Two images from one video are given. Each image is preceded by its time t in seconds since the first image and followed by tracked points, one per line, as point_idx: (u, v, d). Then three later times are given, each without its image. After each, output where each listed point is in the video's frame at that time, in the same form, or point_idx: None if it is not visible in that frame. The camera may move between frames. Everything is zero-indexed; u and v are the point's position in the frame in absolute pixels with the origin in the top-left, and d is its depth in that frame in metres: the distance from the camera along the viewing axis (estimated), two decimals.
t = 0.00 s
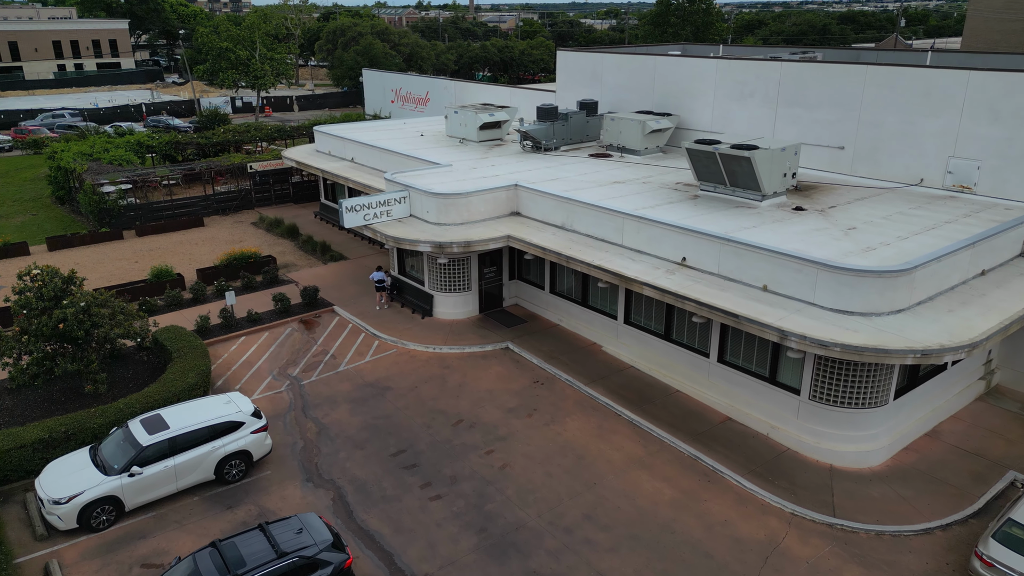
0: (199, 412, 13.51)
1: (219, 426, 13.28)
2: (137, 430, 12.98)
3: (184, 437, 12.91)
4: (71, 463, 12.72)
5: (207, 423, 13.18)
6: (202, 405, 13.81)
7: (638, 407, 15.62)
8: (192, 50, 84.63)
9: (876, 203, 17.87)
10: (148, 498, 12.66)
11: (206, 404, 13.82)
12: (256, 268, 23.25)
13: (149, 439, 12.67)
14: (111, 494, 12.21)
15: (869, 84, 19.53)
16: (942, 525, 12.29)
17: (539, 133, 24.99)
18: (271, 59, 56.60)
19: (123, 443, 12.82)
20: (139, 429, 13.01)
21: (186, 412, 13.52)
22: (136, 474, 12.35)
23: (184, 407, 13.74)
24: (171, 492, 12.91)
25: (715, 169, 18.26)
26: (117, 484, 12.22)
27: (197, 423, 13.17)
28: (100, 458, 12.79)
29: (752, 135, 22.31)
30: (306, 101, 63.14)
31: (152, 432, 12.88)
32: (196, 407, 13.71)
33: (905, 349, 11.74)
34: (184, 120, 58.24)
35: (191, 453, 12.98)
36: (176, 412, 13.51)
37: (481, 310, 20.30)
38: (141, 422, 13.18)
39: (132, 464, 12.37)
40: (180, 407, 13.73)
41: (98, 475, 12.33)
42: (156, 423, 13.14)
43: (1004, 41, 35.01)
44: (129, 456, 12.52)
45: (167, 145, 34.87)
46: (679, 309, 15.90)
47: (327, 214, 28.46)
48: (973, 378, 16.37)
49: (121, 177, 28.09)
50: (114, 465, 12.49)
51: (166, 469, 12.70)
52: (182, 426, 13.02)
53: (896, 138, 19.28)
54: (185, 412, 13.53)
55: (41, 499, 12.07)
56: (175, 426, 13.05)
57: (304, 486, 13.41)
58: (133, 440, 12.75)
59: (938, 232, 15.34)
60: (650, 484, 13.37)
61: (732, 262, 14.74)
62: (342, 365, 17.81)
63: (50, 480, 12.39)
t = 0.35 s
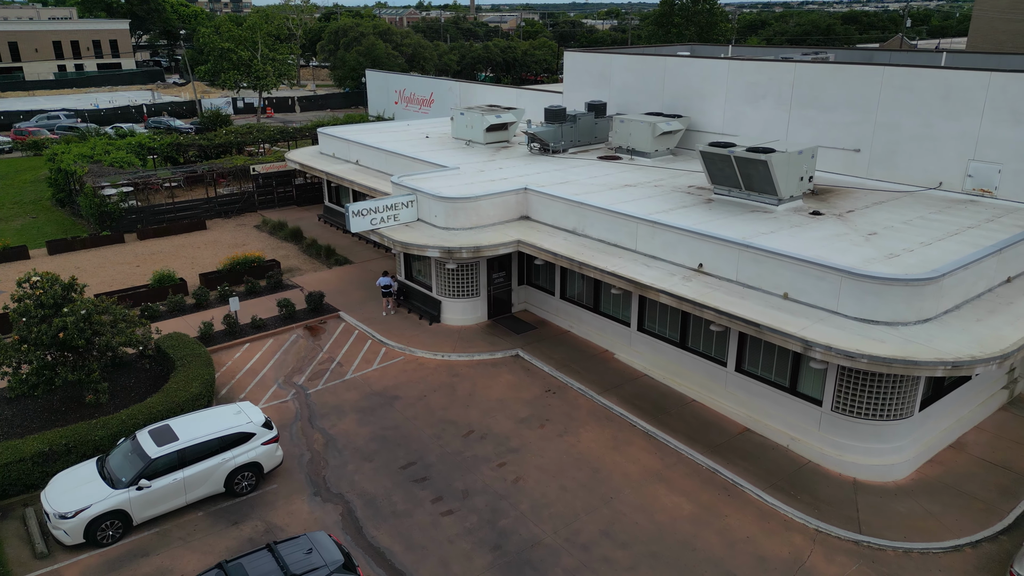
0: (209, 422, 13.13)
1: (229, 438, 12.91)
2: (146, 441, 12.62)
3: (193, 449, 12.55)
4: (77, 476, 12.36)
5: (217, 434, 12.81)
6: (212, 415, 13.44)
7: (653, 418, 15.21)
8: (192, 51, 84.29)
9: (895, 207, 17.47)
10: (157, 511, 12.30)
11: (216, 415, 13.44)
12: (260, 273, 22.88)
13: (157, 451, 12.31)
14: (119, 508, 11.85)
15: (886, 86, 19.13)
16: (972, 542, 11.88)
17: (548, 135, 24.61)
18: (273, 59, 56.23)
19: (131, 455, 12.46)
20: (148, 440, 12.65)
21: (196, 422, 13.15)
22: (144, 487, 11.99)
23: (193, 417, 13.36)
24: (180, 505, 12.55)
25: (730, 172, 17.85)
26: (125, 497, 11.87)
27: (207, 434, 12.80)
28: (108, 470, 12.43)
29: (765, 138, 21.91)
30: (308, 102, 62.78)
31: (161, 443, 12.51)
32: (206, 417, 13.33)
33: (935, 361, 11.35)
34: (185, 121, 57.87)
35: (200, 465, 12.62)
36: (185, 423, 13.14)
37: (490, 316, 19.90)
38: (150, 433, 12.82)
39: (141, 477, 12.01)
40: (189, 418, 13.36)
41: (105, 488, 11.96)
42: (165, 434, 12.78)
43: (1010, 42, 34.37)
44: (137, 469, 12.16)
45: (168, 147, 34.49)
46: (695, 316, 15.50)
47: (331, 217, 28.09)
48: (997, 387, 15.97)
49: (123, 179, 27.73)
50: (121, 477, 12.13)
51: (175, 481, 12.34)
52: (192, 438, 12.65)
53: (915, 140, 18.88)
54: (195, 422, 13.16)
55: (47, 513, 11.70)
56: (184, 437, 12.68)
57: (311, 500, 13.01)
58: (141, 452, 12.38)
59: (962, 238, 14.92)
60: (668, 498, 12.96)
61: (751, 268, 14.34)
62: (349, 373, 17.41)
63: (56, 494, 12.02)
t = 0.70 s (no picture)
0: (217, 433, 12.76)
1: (239, 449, 12.55)
2: (154, 453, 12.28)
3: (203, 461, 12.19)
4: (83, 489, 12.00)
5: (226, 445, 12.45)
6: (222, 426, 13.07)
7: (669, 428, 14.83)
8: (193, 51, 83.91)
9: (914, 211, 17.08)
10: (165, 525, 11.95)
11: (225, 425, 13.08)
12: (264, 277, 22.50)
13: (166, 463, 11.96)
14: (126, 522, 11.50)
15: (904, 87, 18.73)
16: (1003, 559, 11.48)
17: (556, 137, 24.24)
18: (275, 59, 55.81)
19: (139, 467, 12.11)
20: (156, 451, 12.30)
21: (205, 433, 12.78)
22: (153, 501, 11.65)
23: (202, 427, 12.99)
24: (189, 518, 12.20)
25: (746, 175, 17.47)
26: (133, 511, 11.52)
27: (217, 445, 12.45)
28: (116, 482, 12.09)
29: (778, 140, 21.52)
30: (310, 102, 62.42)
31: (169, 455, 12.16)
32: (215, 428, 12.97)
33: (966, 373, 10.96)
34: (186, 122, 57.50)
35: (210, 477, 12.26)
36: (194, 434, 12.79)
37: (499, 322, 19.51)
38: (158, 444, 12.48)
39: (149, 491, 11.66)
40: (198, 428, 13.01)
41: (113, 502, 11.62)
42: (174, 445, 12.43)
43: (1015, 42, 33.82)
44: (145, 482, 11.81)
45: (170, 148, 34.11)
46: (712, 324, 15.12)
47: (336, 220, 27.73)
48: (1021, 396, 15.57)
49: (124, 182, 27.36)
50: (129, 491, 11.78)
51: (184, 494, 11.98)
52: (201, 449, 12.29)
53: (933, 143, 18.49)
54: (204, 433, 12.80)
55: (53, 527, 11.36)
56: (193, 449, 12.33)
57: (320, 515, 12.63)
58: (150, 465, 12.03)
59: (987, 243, 14.53)
60: (688, 512, 12.56)
61: (770, 275, 13.95)
62: (356, 381, 17.03)
63: (62, 507, 11.68)
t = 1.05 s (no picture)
0: (226, 446, 12.37)
1: (248, 462, 12.16)
2: (162, 466, 11.90)
3: (211, 475, 11.81)
4: (88, 504, 11.62)
5: (236, 458, 12.06)
6: (231, 438, 12.68)
7: (686, 439, 14.43)
8: (194, 52, 83.56)
9: (934, 216, 16.70)
10: (173, 542, 11.57)
11: (234, 437, 12.69)
12: (268, 282, 22.11)
13: (174, 477, 11.58)
14: (133, 539, 11.11)
15: (922, 88, 18.34)
16: None
17: (564, 139, 23.85)
18: (277, 60, 55.35)
19: (146, 481, 11.73)
20: (164, 465, 11.93)
21: (213, 445, 12.40)
22: (160, 516, 11.26)
23: (211, 439, 12.61)
24: (198, 534, 11.81)
25: (762, 179, 17.06)
26: (140, 528, 11.13)
27: (226, 458, 12.06)
28: (122, 497, 11.70)
29: (792, 143, 21.14)
30: (312, 103, 62.07)
31: (177, 469, 11.77)
32: (224, 440, 12.58)
33: (1001, 387, 10.57)
34: (188, 123, 57.12)
35: (219, 491, 11.88)
36: (202, 446, 12.40)
37: (509, 329, 19.11)
38: (166, 457, 12.09)
39: (157, 506, 11.28)
40: (206, 440, 12.62)
41: (119, 518, 11.23)
42: (181, 458, 12.04)
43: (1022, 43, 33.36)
44: (153, 497, 11.42)
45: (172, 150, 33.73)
46: (730, 332, 14.73)
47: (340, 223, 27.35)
48: None
49: (126, 184, 26.98)
50: (136, 506, 11.40)
51: (193, 510, 11.60)
52: (209, 463, 11.90)
53: (952, 146, 18.08)
54: (212, 445, 12.41)
55: (57, 545, 10.97)
56: (202, 462, 11.94)
57: (329, 531, 12.23)
58: (157, 479, 11.65)
59: (1013, 250, 14.13)
60: (709, 529, 12.16)
61: (792, 283, 13.55)
62: (363, 391, 16.62)
63: (66, 523, 11.28)
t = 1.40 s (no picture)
0: (236, 459, 11.99)
1: (259, 476, 11.78)
2: (169, 481, 11.52)
3: (221, 490, 11.42)
4: (93, 521, 11.23)
5: (246, 472, 11.68)
6: (240, 450, 12.31)
7: (705, 451, 14.04)
8: (195, 52, 83.19)
9: (957, 220, 16.30)
10: (181, 559, 11.17)
11: (243, 450, 12.31)
12: (273, 287, 21.72)
13: (182, 492, 11.20)
14: (140, 557, 10.72)
15: (942, 90, 17.91)
16: None
17: (574, 141, 23.46)
18: (279, 61, 54.74)
19: (154, 497, 11.35)
20: (171, 480, 11.54)
21: (222, 459, 12.02)
22: (168, 533, 10.87)
23: (219, 452, 12.23)
24: (207, 551, 11.42)
25: (780, 183, 16.66)
26: (147, 545, 10.74)
27: (235, 472, 11.68)
28: (129, 513, 11.32)
29: (806, 145, 20.73)
30: (314, 103, 61.72)
31: (185, 484, 11.39)
32: (233, 453, 12.20)
33: None
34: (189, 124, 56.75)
35: (229, 507, 11.50)
36: (211, 459, 12.02)
37: (519, 335, 18.71)
38: (174, 471, 11.72)
39: (165, 523, 10.89)
40: (215, 453, 12.25)
41: (126, 535, 10.84)
42: (190, 472, 11.66)
43: None
44: (161, 513, 11.04)
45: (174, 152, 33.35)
46: (749, 341, 14.35)
47: (346, 226, 26.99)
48: None
49: (127, 187, 26.59)
50: (143, 523, 11.00)
51: (201, 526, 11.21)
52: (219, 477, 11.52)
53: (973, 148, 17.65)
54: (221, 459, 12.02)
55: (61, 563, 10.56)
56: (211, 476, 11.56)
57: (339, 548, 11.83)
58: (165, 494, 11.26)
59: None
60: (732, 546, 11.75)
61: (815, 291, 13.15)
62: (372, 400, 16.23)
63: (70, 541, 10.88)
